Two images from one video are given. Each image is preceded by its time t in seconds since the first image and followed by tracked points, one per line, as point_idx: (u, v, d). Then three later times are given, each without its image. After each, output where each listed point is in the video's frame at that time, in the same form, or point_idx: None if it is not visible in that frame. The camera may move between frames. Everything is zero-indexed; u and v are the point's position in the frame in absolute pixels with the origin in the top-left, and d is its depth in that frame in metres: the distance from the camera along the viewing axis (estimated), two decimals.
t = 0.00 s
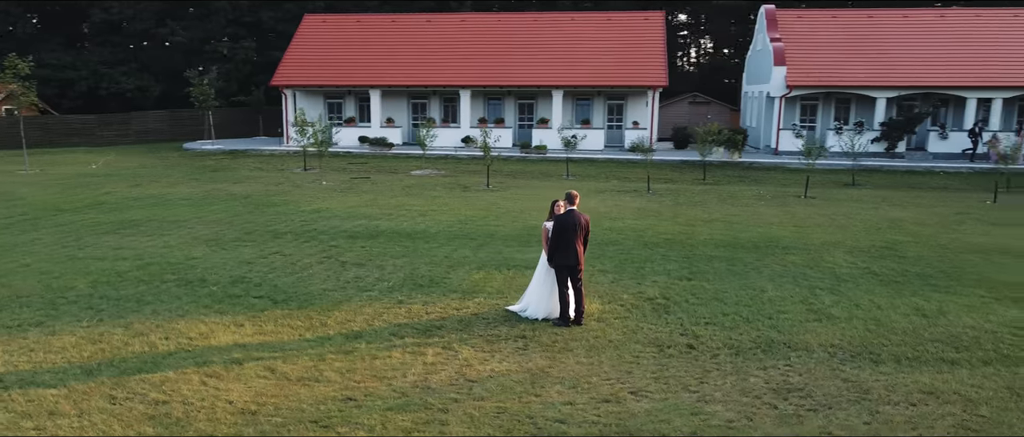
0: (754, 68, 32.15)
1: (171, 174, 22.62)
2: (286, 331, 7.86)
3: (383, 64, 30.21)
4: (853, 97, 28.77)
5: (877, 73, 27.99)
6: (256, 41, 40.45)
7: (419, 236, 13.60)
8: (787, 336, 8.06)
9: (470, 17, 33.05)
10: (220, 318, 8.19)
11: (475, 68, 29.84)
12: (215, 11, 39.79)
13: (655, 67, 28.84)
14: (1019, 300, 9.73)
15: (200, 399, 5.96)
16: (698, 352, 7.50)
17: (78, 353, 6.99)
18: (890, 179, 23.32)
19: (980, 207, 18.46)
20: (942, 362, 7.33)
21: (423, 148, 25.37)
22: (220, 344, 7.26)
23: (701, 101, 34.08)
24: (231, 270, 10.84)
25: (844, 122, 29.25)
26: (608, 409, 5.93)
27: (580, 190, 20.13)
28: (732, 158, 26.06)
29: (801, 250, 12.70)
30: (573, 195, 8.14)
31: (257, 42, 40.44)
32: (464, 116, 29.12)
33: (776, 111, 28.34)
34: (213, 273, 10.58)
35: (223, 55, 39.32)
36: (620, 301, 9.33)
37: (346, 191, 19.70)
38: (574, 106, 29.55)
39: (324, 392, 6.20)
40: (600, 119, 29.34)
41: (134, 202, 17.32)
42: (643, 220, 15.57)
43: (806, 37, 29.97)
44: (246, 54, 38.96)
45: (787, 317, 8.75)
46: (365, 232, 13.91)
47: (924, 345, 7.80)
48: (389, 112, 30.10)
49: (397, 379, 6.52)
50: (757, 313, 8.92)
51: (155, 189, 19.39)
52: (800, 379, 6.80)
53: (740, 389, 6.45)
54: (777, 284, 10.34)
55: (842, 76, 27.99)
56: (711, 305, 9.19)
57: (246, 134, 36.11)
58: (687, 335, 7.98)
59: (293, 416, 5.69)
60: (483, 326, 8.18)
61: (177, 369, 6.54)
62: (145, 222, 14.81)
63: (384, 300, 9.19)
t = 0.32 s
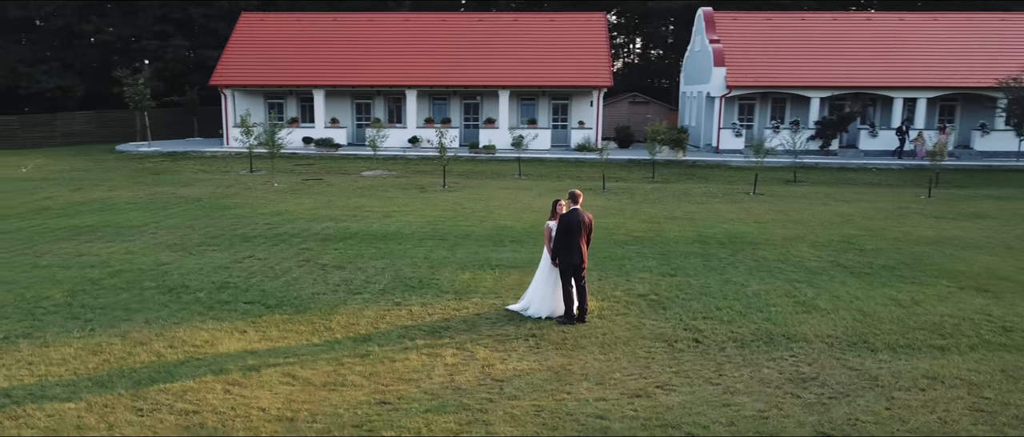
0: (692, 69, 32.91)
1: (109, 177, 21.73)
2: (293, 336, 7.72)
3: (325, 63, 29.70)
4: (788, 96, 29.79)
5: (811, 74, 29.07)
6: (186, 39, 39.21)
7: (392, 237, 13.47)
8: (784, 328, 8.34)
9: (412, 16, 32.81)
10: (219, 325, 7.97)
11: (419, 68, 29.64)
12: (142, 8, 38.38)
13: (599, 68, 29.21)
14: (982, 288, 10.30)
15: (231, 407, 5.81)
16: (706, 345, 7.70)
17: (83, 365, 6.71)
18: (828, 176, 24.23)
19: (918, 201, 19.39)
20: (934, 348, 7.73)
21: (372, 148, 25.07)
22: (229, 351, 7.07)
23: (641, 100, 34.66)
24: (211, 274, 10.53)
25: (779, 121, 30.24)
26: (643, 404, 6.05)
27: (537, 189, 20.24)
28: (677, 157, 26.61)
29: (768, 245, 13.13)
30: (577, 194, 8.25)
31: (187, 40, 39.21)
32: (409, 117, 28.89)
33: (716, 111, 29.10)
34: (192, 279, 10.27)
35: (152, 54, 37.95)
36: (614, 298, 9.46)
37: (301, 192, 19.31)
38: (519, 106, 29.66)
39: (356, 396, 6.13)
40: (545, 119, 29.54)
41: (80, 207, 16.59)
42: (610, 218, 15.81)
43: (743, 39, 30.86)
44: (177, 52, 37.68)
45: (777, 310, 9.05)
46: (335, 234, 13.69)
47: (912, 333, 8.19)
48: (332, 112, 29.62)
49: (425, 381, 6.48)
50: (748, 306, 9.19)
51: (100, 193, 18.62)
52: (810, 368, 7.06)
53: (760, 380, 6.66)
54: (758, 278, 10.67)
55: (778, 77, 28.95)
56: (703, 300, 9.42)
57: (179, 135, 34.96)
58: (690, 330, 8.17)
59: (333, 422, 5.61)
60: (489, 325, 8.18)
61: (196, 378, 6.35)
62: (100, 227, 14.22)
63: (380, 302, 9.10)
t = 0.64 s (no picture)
0: (636, 70, 33.43)
1: (49, 181, 20.81)
2: (299, 341, 7.58)
3: (271, 62, 29.06)
4: (731, 97, 30.58)
5: (753, 75, 29.88)
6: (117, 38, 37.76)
7: (366, 239, 13.30)
8: (778, 322, 8.60)
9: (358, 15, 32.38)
10: (221, 332, 7.76)
11: (368, 67, 29.28)
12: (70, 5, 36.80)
13: (548, 68, 29.42)
14: (951, 279, 10.80)
15: (262, 414, 5.70)
16: (711, 340, 7.88)
17: (89, 377, 6.45)
18: (774, 174, 24.95)
19: (864, 197, 20.18)
20: (922, 337, 8.09)
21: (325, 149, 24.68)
22: (241, 359, 6.90)
23: (586, 100, 35.00)
24: (192, 280, 10.22)
25: (723, 120, 31.01)
26: (672, 399, 6.17)
27: (497, 189, 20.27)
28: (627, 156, 26.99)
29: (738, 241, 13.46)
30: (579, 193, 8.34)
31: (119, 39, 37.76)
32: (358, 117, 28.50)
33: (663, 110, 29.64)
34: (173, 285, 9.94)
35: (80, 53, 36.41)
36: (607, 297, 9.57)
37: (257, 195, 18.86)
38: (469, 107, 29.61)
39: (387, 399, 6.08)
40: (495, 119, 29.59)
41: (28, 213, 15.84)
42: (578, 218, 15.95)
43: (687, 40, 31.50)
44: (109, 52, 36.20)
45: (766, 304, 9.32)
46: (307, 237, 13.44)
47: (898, 324, 8.56)
48: (279, 113, 28.99)
49: (450, 382, 6.46)
50: (737, 302, 9.43)
51: (44, 198, 17.82)
52: (816, 359, 7.30)
53: (774, 372, 6.87)
54: (739, 274, 10.95)
55: (722, 77, 29.65)
56: (694, 296, 9.63)
57: (113, 136, 33.68)
58: (691, 325, 8.34)
59: (373, 426, 5.57)
60: (495, 325, 8.19)
61: (217, 386, 6.20)
62: (56, 233, 13.61)
63: (376, 304, 9.00)
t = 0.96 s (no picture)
0: (574, 70, 33.79)
1: None
2: (310, 346, 7.43)
3: (205, 61, 28.14)
4: (668, 97, 31.26)
5: (690, 75, 30.59)
6: (33, 34, 35.88)
7: (336, 241, 13.10)
8: (769, 314, 8.91)
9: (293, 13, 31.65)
10: (225, 339, 7.54)
11: (307, 66, 28.68)
12: None
13: (491, 68, 29.47)
14: (913, 269, 11.38)
15: (304, 421, 5.60)
16: (714, 334, 8.09)
17: (104, 389, 6.19)
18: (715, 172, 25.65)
19: (804, 193, 20.99)
20: (906, 324, 8.52)
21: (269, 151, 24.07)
22: (258, 365, 6.74)
23: (524, 100, 35.21)
24: (171, 287, 9.86)
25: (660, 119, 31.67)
26: (701, 391, 6.33)
27: (451, 189, 20.21)
28: (572, 156, 27.26)
29: (702, 237, 13.82)
30: (580, 192, 8.44)
31: (35, 35, 35.89)
32: (299, 118, 27.91)
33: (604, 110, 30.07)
34: (153, 292, 9.58)
35: None
36: (599, 294, 9.71)
37: (207, 198, 18.30)
38: (410, 107, 29.38)
39: (423, 401, 6.05)
40: (437, 119, 29.45)
41: None
42: (540, 217, 16.07)
43: (624, 41, 31.99)
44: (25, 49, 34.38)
45: (752, 297, 9.63)
46: (275, 240, 13.13)
47: (880, 312, 8.99)
48: (215, 114, 28.13)
49: (480, 382, 6.47)
50: (725, 295, 9.72)
51: None
52: (819, 349, 7.61)
53: (785, 362, 7.14)
54: (718, 268, 11.26)
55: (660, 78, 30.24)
56: (682, 291, 9.87)
57: (33, 138, 32.03)
58: (690, 320, 8.55)
59: (419, 429, 5.54)
60: (502, 325, 8.21)
61: (245, 394, 6.04)
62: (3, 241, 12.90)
63: (374, 307, 8.89)
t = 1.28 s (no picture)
0: (519, 70, 33.90)
1: None
2: (322, 349, 7.33)
3: (144, 60, 27.14)
4: (613, 96, 31.68)
5: (635, 75, 31.06)
6: None
7: (309, 244, 12.85)
8: (759, 306, 9.18)
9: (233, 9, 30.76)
10: (232, 346, 7.35)
11: (251, 65, 27.98)
12: None
13: (439, 68, 29.35)
14: (879, 261, 11.88)
15: (344, 426, 5.53)
16: (714, 327, 8.31)
17: (123, 399, 5.98)
18: (663, 170, 26.12)
19: (754, 190, 21.58)
20: (890, 314, 8.90)
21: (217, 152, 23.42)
22: (277, 371, 6.61)
23: (468, 100, 35.17)
24: (153, 293, 9.55)
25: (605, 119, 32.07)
26: (723, 383, 6.50)
27: (409, 190, 20.04)
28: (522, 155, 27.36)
29: (671, 234, 14.12)
30: (580, 191, 8.56)
31: None
32: (243, 118, 27.21)
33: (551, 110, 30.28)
34: (136, 300, 9.25)
35: None
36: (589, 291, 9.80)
37: (159, 201, 17.71)
38: (357, 107, 28.99)
39: (456, 401, 6.04)
40: (385, 119, 29.17)
41: None
42: (506, 216, 16.11)
43: (569, 41, 32.19)
44: None
45: (738, 291, 9.90)
46: (245, 244, 12.81)
47: (862, 303, 9.36)
48: (154, 114, 27.20)
49: (507, 380, 6.50)
50: (711, 289, 9.95)
51: None
52: (817, 339, 7.89)
53: (789, 353, 7.38)
54: (696, 264, 11.54)
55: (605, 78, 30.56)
56: (670, 287, 10.06)
57: None
58: (688, 315, 8.75)
59: (462, 429, 5.54)
60: (507, 324, 8.25)
61: (274, 401, 5.92)
62: None
63: (372, 309, 8.81)
